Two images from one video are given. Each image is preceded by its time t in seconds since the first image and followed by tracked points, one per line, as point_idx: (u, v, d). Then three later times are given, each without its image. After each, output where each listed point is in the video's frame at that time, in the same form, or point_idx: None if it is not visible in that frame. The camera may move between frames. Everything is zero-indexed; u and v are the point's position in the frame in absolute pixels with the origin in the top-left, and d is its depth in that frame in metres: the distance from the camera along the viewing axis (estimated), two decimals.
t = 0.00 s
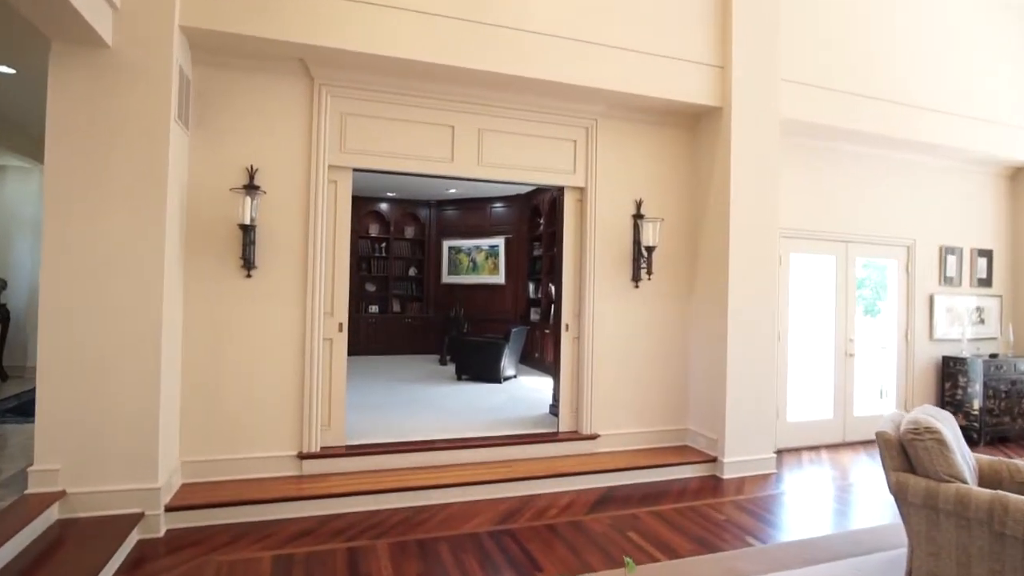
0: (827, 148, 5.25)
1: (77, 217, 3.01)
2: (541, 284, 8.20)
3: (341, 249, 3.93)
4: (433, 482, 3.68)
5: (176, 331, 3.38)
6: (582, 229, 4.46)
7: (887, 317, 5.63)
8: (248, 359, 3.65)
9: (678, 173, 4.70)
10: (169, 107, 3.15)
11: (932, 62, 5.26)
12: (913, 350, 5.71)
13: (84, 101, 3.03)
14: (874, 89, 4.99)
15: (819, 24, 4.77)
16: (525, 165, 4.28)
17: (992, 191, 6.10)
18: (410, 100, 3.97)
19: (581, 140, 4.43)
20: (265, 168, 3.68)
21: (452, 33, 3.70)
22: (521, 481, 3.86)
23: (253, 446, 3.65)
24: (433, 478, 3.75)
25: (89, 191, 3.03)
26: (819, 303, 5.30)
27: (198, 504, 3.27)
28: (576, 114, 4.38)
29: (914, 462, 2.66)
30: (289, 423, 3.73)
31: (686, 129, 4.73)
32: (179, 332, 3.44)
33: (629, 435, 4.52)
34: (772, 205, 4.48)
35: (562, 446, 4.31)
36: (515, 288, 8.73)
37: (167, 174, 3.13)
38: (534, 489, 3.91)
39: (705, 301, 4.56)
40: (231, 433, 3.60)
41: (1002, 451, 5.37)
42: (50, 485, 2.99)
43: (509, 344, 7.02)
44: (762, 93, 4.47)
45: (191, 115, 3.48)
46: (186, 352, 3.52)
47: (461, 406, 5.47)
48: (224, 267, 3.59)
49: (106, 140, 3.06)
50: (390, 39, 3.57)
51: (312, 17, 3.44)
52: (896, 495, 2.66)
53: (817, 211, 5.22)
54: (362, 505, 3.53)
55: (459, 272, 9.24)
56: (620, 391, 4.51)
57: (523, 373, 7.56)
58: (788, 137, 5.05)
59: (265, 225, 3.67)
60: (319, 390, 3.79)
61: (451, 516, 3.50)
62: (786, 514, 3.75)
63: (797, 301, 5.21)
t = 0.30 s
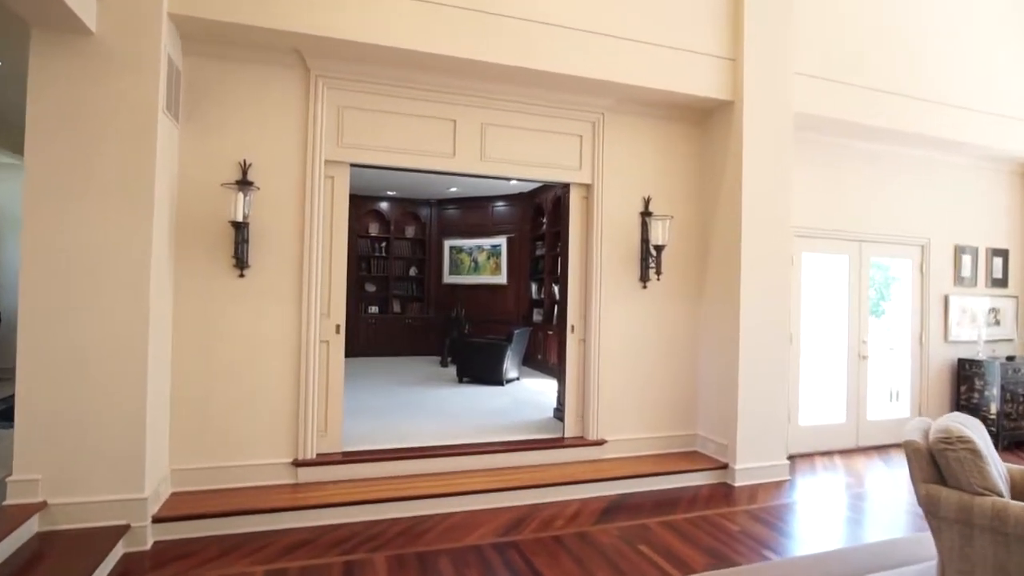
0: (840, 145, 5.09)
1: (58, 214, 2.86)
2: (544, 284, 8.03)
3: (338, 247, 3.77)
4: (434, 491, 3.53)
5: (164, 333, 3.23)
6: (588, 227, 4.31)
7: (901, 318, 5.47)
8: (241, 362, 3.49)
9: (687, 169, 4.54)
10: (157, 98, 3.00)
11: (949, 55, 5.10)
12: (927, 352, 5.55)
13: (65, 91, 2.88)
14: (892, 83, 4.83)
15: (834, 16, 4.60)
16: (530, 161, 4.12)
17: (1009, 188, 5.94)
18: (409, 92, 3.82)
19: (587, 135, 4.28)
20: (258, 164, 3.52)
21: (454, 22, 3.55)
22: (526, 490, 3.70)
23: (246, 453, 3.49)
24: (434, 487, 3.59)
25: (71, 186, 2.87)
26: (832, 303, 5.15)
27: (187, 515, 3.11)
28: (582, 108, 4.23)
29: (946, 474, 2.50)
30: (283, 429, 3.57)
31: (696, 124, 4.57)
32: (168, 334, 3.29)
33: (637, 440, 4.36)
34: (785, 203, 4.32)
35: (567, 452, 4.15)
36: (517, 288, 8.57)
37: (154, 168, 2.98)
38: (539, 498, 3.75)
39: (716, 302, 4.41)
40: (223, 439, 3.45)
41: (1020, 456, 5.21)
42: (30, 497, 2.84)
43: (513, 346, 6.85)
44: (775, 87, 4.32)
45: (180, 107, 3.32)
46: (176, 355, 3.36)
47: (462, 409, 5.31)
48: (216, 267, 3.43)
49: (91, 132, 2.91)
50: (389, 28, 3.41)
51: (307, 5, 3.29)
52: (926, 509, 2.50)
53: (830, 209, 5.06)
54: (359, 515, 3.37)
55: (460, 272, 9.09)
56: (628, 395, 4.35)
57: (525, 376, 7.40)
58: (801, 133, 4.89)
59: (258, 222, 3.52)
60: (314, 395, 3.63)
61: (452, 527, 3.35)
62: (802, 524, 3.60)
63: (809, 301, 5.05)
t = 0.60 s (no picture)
0: (855, 139, 4.92)
1: (36, 209, 2.70)
2: (547, 284, 7.87)
3: (335, 244, 3.61)
4: (436, 500, 3.36)
5: (152, 334, 3.07)
6: (596, 224, 4.14)
7: (918, 319, 5.30)
8: (233, 365, 3.33)
9: (698, 164, 4.37)
10: (143, 86, 2.84)
11: (969, 46, 4.92)
12: (944, 354, 5.38)
13: (45, 79, 2.72)
14: (910, 76, 4.66)
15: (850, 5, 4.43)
16: (536, 154, 3.96)
17: None
18: (409, 83, 3.65)
19: (594, 128, 4.11)
20: (251, 157, 3.36)
21: (456, 8, 3.38)
22: (532, 499, 3.53)
23: (239, 460, 3.33)
24: (436, 495, 3.43)
25: (51, 179, 2.72)
26: (847, 303, 4.97)
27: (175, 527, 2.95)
28: (589, 100, 4.06)
29: (985, 486, 2.34)
30: (277, 435, 3.41)
31: (707, 117, 4.40)
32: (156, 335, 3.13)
33: (646, 446, 4.19)
34: (801, 199, 4.15)
35: (575, 459, 3.98)
36: (520, 288, 8.40)
37: (140, 161, 2.82)
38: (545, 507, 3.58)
39: (729, 302, 4.23)
40: (214, 445, 3.29)
41: None
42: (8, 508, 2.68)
43: (516, 347, 6.66)
44: (790, 78, 4.15)
45: (169, 97, 3.16)
46: (165, 357, 3.20)
47: (465, 413, 5.15)
48: (206, 265, 3.27)
49: (73, 122, 2.75)
50: (389, 14, 3.25)
51: None
52: (965, 523, 2.34)
53: (845, 206, 4.89)
54: (357, 527, 3.20)
55: (462, 271, 8.92)
56: (636, 399, 4.19)
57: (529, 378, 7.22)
58: (815, 127, 4.72)
59: (251, 218, 3.35)
60: (311, 399, 3.47)
61: (455, 538, 3.18)
62: (821, 535, 3.43)
63: (824, 301, 4.88)
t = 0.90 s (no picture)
0: (872, 134, 4.75)
1: (11, 204, 2.52)
2: (551, 285, 7.69)
3: (331, 243, 3.43)
4: (438, 512, 3.19)
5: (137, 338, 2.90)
6: (604, 222, 3.97)
7: (935, 320, 5.13)
8: (223, 369, 3.16)
9: (710, 160, 4.21)
10: (127, 74, 2.67)
11: (991, 38, 4.74)
12: (962, 357, 5.20)
13: (21, 66, 2.55)
14: (930, 69, 4.48)
15: None
16: (541, 149, 3.79)
17: None
18: (410, 74, 3.49)
19: (602, 122, 3.94)
20: (243, 151, 3.19)
21: None
22: (538, 510, 3.35)
23: (230, 470, 3.16)
24: (438, 506, 3.26)
25: (27, 173, 2.54)
26: (863, 305, 4.80)
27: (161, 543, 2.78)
28: (598, 92, 3.89)
29: None
30: (271, 443, 3.24)
31: (719, 111, 4.23)
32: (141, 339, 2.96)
33: (656, 453, 4.02)
34: (818, 195, 3.98)
35: (583, 467, 3.81)
36: (522, 289, 8.23)
37: (123, 154, 2.65)
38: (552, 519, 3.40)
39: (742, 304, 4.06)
40: (204, 455, 3.12)
41: None
42: None
43: (520, 349, 6.49)
44: (807, 70, 3.98)
45: (155, 87, 3.00)
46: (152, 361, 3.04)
47: (467, 418, 4.98)
48: (196, 264, 3.10)
49: (51, 112, 2.58)
50: None
51: None
52: (1009, 543, 2.17)
53: (862, 203, 4.71)
54: (354, 541, 3.03)
55: (463, 271, 8.74)
56: (646, 404, 4.01)
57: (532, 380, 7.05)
58: (830, 122, 4.55)
59: (242, 215, 3.19)
60: (306, 405, 3.30)
61: (458, 553, 3.00)
62: (842, 548, 3.25)
63: (839, 303, 4.71)
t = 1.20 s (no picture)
0: (892, 130, 4.58)
1: None
2: (557, 286, 7.53)
3: (331, 241, 3.27)
4: (443, 524, 3.02)
5: (126, 341, 2.75)
6: (616, 220, 3.82)
7: (956, 323, 4.96)
8: (217, 374, 3.00)
9: (725, 156, 4.04)
10: (114, 61, 2.52)
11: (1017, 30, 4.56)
12: (984, 361, 5.03)
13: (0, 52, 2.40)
14: (955, 62, 4.30)
15: None
16: (551, 144, 3.63)
17: None
18: (414, 65, 3.33)
19: (614, 117, 3.78)
20: (239, 144, 3.04)
21: None
22: (548, 523, 3.19)
23: (224, 480, 3.01)
24: (443, 518, 3.09)
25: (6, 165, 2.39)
26: (882, 307, 4.64)
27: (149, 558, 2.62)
28: (610, 85, 3.73)
29: None
30: (267, 451, 3.09)
31: (736, 105, 4.07)
32: (131, 342, 2.81)
33: (670, 461, 3.86)
34: (839, 192, 3.82)
35: (594, 476, 3.65)
36: (527, 290, 8.07)
37: (109, 146, 2.50)
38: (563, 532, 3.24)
39: (759, 306, 3.90)
40: (197, 465, 2.97)
41: None
42: None
43: (525, 352, 6.33)
44: (828, 62, 3.81)
45: (146, 76, 2.84)
46: (142, 365, 2.88)
47: (472, 423, 4.82)
48: (189, 263, 2.95)
49: (33, 100, 2.43)
50: None
51: None
52: None
53: (882, 201, 4.54)
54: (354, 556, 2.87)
55: (467, 272, 8.58)
56: (660, 410, 3.85)
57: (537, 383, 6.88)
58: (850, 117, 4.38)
59: (237, 212, 3.03)
60: (304, 411, 3.14)
61: (464, 568, 2.84)
62: (867, 562, 3.08)
63: (858, 304, 4.54)
